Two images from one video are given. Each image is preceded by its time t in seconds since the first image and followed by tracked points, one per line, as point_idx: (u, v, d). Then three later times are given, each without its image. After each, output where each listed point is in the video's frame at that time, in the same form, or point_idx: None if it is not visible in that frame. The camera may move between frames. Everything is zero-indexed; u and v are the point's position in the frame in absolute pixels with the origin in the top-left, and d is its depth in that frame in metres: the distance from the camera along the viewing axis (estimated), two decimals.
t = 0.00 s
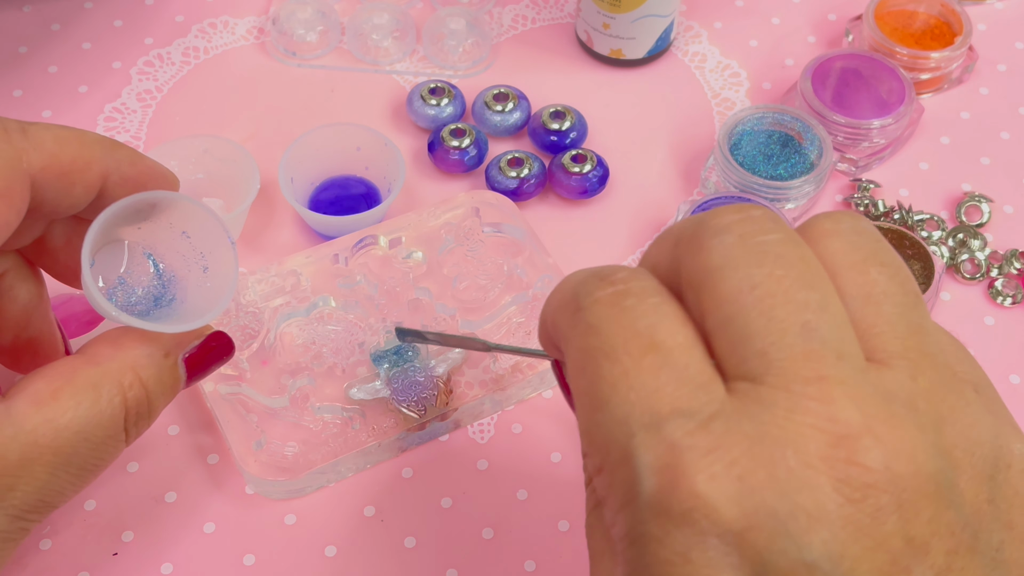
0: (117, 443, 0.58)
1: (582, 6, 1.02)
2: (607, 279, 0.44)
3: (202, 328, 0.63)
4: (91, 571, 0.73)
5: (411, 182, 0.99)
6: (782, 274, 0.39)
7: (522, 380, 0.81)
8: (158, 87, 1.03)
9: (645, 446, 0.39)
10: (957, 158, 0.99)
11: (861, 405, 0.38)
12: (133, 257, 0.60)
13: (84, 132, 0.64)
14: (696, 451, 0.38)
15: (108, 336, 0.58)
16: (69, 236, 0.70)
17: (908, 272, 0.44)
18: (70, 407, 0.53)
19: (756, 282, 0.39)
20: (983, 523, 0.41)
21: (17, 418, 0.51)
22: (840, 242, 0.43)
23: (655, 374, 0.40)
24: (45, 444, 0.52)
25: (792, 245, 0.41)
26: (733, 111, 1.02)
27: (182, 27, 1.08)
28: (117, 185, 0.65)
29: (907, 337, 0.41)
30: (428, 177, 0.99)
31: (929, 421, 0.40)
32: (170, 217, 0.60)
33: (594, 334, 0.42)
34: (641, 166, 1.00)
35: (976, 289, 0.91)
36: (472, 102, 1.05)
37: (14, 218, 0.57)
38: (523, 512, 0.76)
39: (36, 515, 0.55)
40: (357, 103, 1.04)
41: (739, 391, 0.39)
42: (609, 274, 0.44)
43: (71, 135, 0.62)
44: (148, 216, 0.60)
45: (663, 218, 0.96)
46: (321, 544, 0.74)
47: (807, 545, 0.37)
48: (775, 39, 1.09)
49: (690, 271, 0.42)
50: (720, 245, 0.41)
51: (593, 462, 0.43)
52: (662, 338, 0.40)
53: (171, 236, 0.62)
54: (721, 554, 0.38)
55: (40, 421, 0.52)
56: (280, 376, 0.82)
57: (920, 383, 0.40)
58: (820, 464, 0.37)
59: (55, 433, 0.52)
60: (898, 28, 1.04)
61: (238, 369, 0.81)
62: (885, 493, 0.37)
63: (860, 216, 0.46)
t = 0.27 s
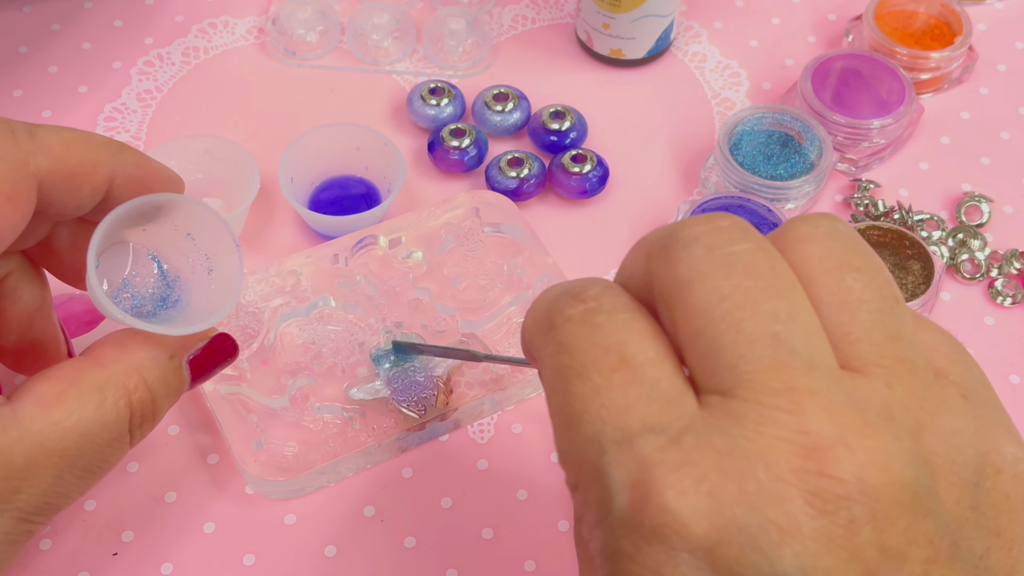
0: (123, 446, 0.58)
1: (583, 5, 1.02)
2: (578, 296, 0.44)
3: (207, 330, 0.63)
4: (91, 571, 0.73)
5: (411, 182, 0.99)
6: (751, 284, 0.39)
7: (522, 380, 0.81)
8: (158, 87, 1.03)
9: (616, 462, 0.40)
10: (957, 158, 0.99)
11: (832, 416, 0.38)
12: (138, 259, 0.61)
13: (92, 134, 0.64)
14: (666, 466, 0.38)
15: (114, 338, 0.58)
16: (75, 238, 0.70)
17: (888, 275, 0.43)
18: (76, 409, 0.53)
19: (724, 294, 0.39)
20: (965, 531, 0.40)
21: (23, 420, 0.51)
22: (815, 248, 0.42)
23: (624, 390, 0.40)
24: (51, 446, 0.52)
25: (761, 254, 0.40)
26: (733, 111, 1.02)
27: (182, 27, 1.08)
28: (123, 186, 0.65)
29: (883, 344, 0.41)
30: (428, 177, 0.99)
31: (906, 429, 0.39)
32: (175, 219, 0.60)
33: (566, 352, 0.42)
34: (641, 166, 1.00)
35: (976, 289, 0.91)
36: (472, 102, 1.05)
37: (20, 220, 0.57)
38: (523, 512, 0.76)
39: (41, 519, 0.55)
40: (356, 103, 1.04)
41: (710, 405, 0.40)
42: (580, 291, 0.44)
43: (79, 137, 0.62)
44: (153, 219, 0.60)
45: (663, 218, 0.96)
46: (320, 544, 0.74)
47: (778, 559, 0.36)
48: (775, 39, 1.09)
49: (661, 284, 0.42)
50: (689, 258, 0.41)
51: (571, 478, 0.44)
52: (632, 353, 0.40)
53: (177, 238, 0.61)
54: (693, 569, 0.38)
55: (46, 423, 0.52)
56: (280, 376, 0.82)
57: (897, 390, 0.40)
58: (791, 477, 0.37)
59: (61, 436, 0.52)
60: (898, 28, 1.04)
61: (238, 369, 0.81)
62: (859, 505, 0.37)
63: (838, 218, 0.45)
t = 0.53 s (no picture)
0: (120, 447, 0.58)
1: (582, 6, 1.02)
2: (595, 294, 0.43)
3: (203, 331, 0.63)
4: (91, 571, 0.73)
5: (411, 182, 0.99)
6: (769, 288, 0.39)
7: (522, 380, 0.81)
8: (158, 87, 1.03)
9: (629, 463, 0.40)
10: (957, 158, 0.99)
11: (848, 422, 0.38)
12: (136, 261, 0.61)
13: (89, 136, 0.64)
14: (680, 469, 0.38)
15: (109, 340, 0.58)
16: (72, 240, 0.70)
17: (905, 279, 0.42)
18: (73, 411, 0.53)
19: (741, 297, 0.39)
20: (978, 540, 0.41)
21: (21, 422, 0.51)
22: (833, 251, 0.42)
23: (640, 391, 0.40)
24: (48, 448, 0.52)
25: (781, 257, 0.40)
26: (734, 111, 1.02)
27: (182, 27, 1.08)
28: (120, 189, 0.65)
29: (901, 350, 0.41)
30: (428, 177, 0.99)
31: (921, 435, 0.39)
32: (172, 221, 0.60)
33: (580, 351, 0.42)
34: (641, 166, 1.00)
35: (976, 289, 0.91)
36: (472, 102, 1.05)
37: (18, 222, 0.57)
38: (522, 512, 0.76)
39: (38, 520, 0.55)
40: (357, 103, 1.04)
41: (725, 408, 0.40)
42: (596, 289, 0.44)
43: (76, 139, 0.62)
44: (150, 221, 0.60)
45: (663, 218, 0.96)
46: (321, 544, 0.74)
47: (791, 563, 0.37)
48: (775, 39, 1.09)
49: (676, 285, 0.42)
50: (707, 259, 0.40)
51: (582, 478, 0.44)
52: (648, 354, 0.40)
53: (174, 239, 0.61)
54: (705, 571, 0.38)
55: (43, 425, 0.52)
56: (280, 376, 0.83)
57: (913, 397, 0.40)
58: (805, 482, 0.37)
59: (59, 438, 0.52)
60: (898, 28, 1.05)
61: (238, 369, 0.81)
62: (873, 512, 0.37)
63: (856, 221, 0.44)
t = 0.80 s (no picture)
0: (120, 445, 0.58)
1: (582, 5, 1.02)
2: (586, 301, 0.44)
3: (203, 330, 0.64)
4: (91, 572, 0.73)
5: (411, 182, 0.99)
6: (761, 291, 0.39)
7: (522, 380, 0.81)
8: (158, 87, 1.03)
9: (624, 471, 0.39)
10: (957, 158, 0.99)
11: (844, 425, 0.38)
12: (136, 259, 0.61)
13: (90, 135, 0.64)
14: (677, 477, 0.37)
15: (109, 338, 0.58)
16: (72, 238, 0.70)
17: (896, 280, 0.43)
18: (74, 409, 0.53)
19: (734, 301, 0.39)
20: (977, 543, 0.40)
21: (21, 420, 0.51)
22: (825, 254, 0.42)
23: (633, 398, 0.39)
24: (49, 447, 0.52)
25: (772, 261, 0.40)
26: (733, 111, 1.02)
27: (182, 27, 1.08)
28: (120, 187, 0.65)
29: (896, 352, 0.41)
30: (428, 177, 0.99)
31: (916, 437, 0.39)
32: (173, 220, 0.60)
33: (573, 357, 0.42)
34: (641, 166, 1.00)
35: (976, 289, 0.91)
36: (472, 102, 1.05)
37: (19, 221, 0.57)
38: (522, 512, 0.76)
39: (38, 519, 0.55)
40: (357, 103, 1.04)
41: (721, 413, 0.39)
42: (588, 296, 0.44)
43: (77, 137, 0.62)
44: (151, 219, 0.60)
45: (663, 218, 0.96)
46: (320, 544, 0.74)
47: (791, 568, 0.37)
48: (775, 39, 1.09)
49: (670, 290, 0.42)
50: (699, 264, 0.41)
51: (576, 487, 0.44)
52: (640, 362, 0.40)
53: (174, 238, 0.61)
54: None
55: (44, 423, 0.52)
56: (280, 376, 0.82)
57: (907, 399, 0.40)
58: (801, 487, 0.37)
59: (60, 436, 0.52)
60: (898, 28, 1.04)
61: (238, 369, 0.81)
62: (871, 516, 0.37)
63: (846, 223, 0.45)
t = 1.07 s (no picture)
0: (120, 446, 0.58)
1: (582, 5, 1.02)
2: (619, 288, 0.43)
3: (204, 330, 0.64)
4: (91, 572, 0.73)
5: (411, 182, 0.99)
6: (801, 287, 0.39)
7: (522, 380, 0.81)
8: (158, 87, 1.03)
9: (657, 462, 0.39)
10: (957, 158, 0.99)
11: (879, 427, 0.38)
12: (136, 260, 0.61)
13: (91, 135, 0.64)
14: (709, 470, 0.37)
15: (110, 340, 0.58)
16: (72, 238, 0.70)
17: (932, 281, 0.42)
18: (74, 410, 0.53)
19: (773, 295, 0.39)
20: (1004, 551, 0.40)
21: (22, 422, 0.51)
22: (863, 252, 0.42)
23: (667, 388, 0.39)
24: (49, 448, 0.52)
25: (811, 257, 0.40)
26: (733, 111, 1.02)
27: (182, 27, 1.08)
28: (121, 187, 0.65)
29: (930, 354, 0.40)
30: (428, 177, 0.99)
31: (949, 441, 0.39)
32: (172, 220, 0.60)
33: (605, 345, 0.41)
34: (641, 166, 1.00)
35: (976, 289, 0.91)
36: (472, 102, 1.05)
37: (20, 221, 0.57)
38: (522, 512, 0.76)
39: (39, 520, 0.55)
40: (357, 104, 1.04)
41: (756, 409, 0.39)
42: (622, 284, 0.43)
43: (78, 138, 0.62)
44: (150, 220, 0.60)
45: (663, 218, 0.96)
46: (321, 544, 0.74)
47: (819, 568, 0.37)
48: (775, 39, 1.09)
49: (704, 281, 0.41)
50: (738, 255, 0.40)
51: (603, 475, 0.43)
52: (675, 351, 0.39)
53: (174, 238, 0.62)
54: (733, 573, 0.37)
55: (45, 425, 0.52)
56: (280, 376, 0.82)
57: (941, 402, 0.40)
58: (835, 486, 0.37)
59: (60, 437, 0.52)
60: (898, 28, 1.04)
61: (239, 369, 0.81)
62: (900, 517, 0.37)
63: (884, 222, 0.44)
